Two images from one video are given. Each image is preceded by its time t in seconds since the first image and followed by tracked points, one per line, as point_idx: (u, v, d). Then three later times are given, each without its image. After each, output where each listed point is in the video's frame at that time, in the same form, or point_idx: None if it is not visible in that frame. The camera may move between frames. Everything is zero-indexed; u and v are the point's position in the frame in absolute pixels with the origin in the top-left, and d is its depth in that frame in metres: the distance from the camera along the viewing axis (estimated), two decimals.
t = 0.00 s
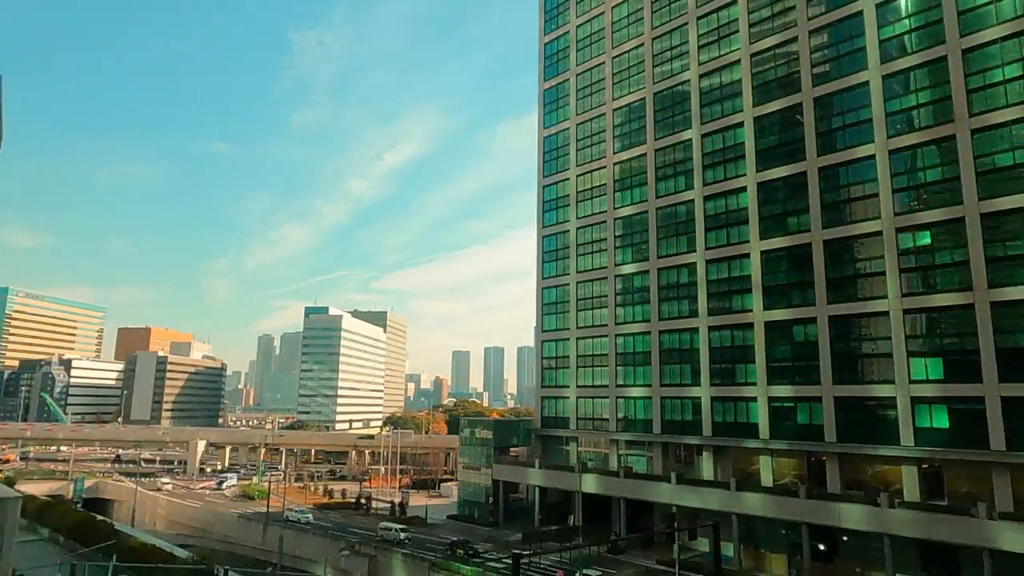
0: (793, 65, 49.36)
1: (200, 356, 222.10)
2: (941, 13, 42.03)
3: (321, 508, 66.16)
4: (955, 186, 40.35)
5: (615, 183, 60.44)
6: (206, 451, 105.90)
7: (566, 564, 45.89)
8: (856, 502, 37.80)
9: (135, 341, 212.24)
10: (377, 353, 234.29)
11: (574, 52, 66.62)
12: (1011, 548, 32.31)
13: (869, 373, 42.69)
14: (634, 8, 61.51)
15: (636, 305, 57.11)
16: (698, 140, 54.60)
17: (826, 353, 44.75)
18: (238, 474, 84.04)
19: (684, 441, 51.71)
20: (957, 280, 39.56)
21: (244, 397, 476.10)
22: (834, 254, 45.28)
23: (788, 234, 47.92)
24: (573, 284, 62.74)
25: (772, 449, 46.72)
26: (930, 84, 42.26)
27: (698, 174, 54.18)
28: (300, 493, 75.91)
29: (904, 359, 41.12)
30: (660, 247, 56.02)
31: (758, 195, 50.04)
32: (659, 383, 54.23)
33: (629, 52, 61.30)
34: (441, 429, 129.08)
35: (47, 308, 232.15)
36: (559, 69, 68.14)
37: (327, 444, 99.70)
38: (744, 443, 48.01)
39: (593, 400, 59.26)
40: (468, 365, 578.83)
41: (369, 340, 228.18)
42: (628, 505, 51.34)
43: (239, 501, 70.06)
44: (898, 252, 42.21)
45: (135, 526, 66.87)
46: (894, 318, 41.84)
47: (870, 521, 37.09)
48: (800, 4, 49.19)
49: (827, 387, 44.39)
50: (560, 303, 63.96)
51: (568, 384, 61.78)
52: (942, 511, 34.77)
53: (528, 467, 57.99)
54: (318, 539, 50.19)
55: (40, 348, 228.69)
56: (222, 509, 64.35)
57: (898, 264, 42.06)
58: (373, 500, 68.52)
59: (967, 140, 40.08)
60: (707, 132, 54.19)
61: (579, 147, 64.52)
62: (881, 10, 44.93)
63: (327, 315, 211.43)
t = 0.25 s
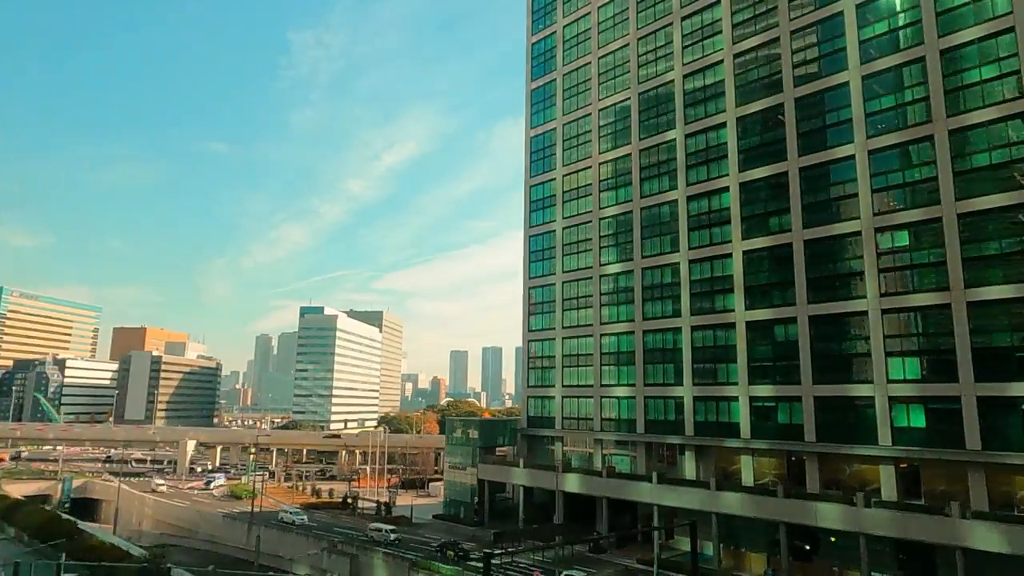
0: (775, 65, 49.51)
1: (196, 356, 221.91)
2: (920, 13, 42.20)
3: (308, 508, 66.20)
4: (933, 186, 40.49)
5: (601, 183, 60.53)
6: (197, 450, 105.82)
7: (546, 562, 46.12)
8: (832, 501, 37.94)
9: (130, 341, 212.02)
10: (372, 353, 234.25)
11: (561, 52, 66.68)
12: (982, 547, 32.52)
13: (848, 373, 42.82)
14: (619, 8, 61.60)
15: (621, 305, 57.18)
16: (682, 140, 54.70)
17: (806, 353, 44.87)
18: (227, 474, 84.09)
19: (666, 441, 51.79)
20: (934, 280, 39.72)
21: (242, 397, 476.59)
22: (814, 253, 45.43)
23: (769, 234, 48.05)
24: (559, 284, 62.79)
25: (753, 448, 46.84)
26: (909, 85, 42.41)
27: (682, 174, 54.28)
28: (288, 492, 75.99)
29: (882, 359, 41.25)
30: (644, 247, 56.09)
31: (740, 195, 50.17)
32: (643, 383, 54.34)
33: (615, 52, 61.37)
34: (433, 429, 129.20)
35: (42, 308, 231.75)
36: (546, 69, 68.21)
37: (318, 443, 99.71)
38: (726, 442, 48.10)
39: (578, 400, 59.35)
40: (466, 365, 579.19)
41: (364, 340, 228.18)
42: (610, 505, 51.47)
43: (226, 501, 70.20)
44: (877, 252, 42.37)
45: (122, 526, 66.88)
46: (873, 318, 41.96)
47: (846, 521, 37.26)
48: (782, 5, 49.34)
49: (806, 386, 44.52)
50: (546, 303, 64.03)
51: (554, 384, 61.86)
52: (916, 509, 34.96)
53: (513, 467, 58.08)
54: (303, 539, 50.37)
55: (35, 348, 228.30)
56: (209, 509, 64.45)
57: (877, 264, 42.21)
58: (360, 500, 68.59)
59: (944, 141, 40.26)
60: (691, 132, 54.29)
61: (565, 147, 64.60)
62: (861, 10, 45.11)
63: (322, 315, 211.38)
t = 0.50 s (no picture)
0: (757, 66, 49.67)
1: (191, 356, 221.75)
2: (898, 14, 42.37)
3: (295, 507, 66.23)
4: (910, 186, 40.66)
5: (586, 183, 60.63)
6: (188, 450, 105.75)
7: (527, 561, 46.22)
8: (808, 500, 38.14)
9: (125, 341, 211.80)
10: (368, 353, 234.21)
11: (548, 52, 66.77)
12: (954, 544, 32.72)
13: (827, 373, 42.97)
14: (605, 8, 61.71)
15: (605, 305, 57.28)
16: (666, 140, 54.82)
17: (786, 353, 45.01)
18: (216, 474, 84.11)
19: (649, 440, 51.92)
20: (911, 280, 39.88)
21: (239, 397, 476.30)
22: (795, 253, 45.59)
23: (751, 233, 48.19)
24: (545, 283, 62.88)
25: (734, 448, 46.97)
26: (888, 85, 42.57)
27: (666, 174, 54.38)
28: (277, 491, 76.01)
29: (860, 359, 41.41)
30: (628, 247, 56.19)
31: (722, 195, 50.31)
32: (626, 383, 54.45)
33: (601, 52, 61.46)
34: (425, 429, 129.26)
35: (37, 308, 231.39)
36: (533, 69, 68.30)
37: (309, 443, 99.73)
38: (707, 441, 48.22)
39: (563, 399, 59.44)
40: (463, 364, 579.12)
41: (359, 340, 228.13)
42: (593, 504, 51.60)
43: (214, 500, 70.23)
44: (856, 252, 42.53)
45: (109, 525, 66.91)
46: (852, 318, 42.11)
47: (822, 520, 37.46)
48: (764, 5, 49.50)
49: (787, 385, 44.64)
50: (532, 303, 64.12)
51: (540, 383, 61.96)
52: (890, 507, 35.16)
53: (498, 466, 58.17)
54: (286, 538, 50.40)
55: (30, 347, 228.20)
56: (195, 508, 64.50)
57: (855, 264, 42.38)
58: (347, 499, 68.62)
59: (922, 141, 40.41)
60: (675, 132, 54.41)
61: (552, 146, 64.70)
62: (841, 11, 45.29)
63: (317, 315, 211.29)
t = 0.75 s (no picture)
0: (739, 66, 49.77)
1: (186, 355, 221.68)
2: (878, 14, 42.49)
3: (282, 507, 66.32)
4: (889, 186, 40.79)
5: (572, 183, 60.70)
6: (179, 450, 105.71)
7: (509, 560, 46.31)
8: (785, 499, 38.23)
9: (120, 341, 211.69)
10: (363, 353, 234.26)
11: (535, 52, 66.82)
12: (927, 544, 32.89)
13: (807, 372, 43.07)
14: (591, 8, 61.79)
15: (590, 304, 57.36)
16: (650, 140, 54.91)
17: (767, 352, 45.12)
18: (206, 474, 84.08)
19: (632, 440, 52.01)
20: (889, 280, 40.01)
21: (236, 396, 476.00)
22: (776, 253, 45.70)
23: (733, 233, 48.29)
24: (531, 283, 62.95)
25: (715, 447, 47.08)
26: (867, 85, 42.69)
27: (650, 174, 54.47)
28: (265, 491, 76.01)
29: (839, 358, 41.53)
30: (613, 247, 56.28)
31: (705, 195, 50.42)
32: (610, 382, 54.56)
33: (586, 53, 61.56)
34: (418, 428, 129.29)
35: (32, 307, 231.16)
36: (520, 69, 68.34)
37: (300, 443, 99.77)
38: (689, 441, 48.32)
39: (548, 399, 59.52)
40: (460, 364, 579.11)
41: (355, 339, 228.15)
42: (576, 503, 51.71)
43: (201, 500, 70.26)
44: (836, 252, 42.66)
45: (96, 525, 66.94)
46: (831, 318, 42.24)
47: (798, 518, 37.54)
48: (746, 5, 49.60)
49: (767, 385, 44.75)
50: (519, 302, 64.20)
51: (526, 383, 62.04)
52: (865, 506, 35.26)
53: (483, 466, 58.27)
54: (268, 537, 50.46)
55: (25, 347, 228.00)
56: (181, 507, 64.52)
57: (835, 263, 42.50)
58: (334, 498, 68.67)
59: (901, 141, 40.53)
60: (658, 132, 54.50)
61: (538, 146, 64.75)
62: (822, 11, 45.40)
63: (312, 314, 211.24)
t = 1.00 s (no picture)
0: (722, 66, 49.85)
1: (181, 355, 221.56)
2: (857, 15, 42.58)
3: (269, 506, 66.38)
4: (867, 186, 40.90)
5: (558, 183, 60.77)
6: (170, 450, 105.68)
7: (490, 559, 46.41)
8: (761, 498, 38.38)
9: (115, 340, 211.56)
10: (359, 353, 234.26)
11: (522, 52, 66.89)
12: (899, 543, 33.05)
13: (786, 372, 43.18)
14: (577, 9, 61.90)
15: (575, 304, 57.42)
16: (634, 140, 54.98)
17: (747, 352, 45.22)
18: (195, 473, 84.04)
19: (616, 439, 52.08)
20: (867, 280, 40.12)
21: (233, 396, 475.83)
22: (756, 253, 45.80)
23: (715, 233, 48.37)
24: (517, 283, 63.01)
25: (696, 446, 47.17)
26: (846, 86, 42.79)
27: (634, 174, 54.55)
28: (253, 490, 75.96)
29: (818, 358, 41.65)
30: (597, 247, 56.37)
31: (688, 195, 50.50)
32: (595, 382, 54.66)
33: (572, 53, 61.66)
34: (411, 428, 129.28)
35: (27, 307, 231.00)
36: (508, 69, 68.40)
37: (290, 443, 99.78)
38: (670, 440, 48.43)
39: (534, 398, 59.57)
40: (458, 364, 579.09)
41: (351, 339, 228.12)
42: (560, 503, 51.78)
43: (189, 499, 70.26)
44: (815, 252, 42.76)
45: (83, 525, 66.97)
46: (810, 317, 42.35)
47: (774, 518, 37.68)
48: (729, 6, 49.69)
49: (747, 384, 44.86)
50: (505, 302, 64.26)
51: (512, 383, 62.09)
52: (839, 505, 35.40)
53: (468, 465, 58.35)
54: (251, 536, 50.55)
55: (21, 347, 227.88)
56: (168, 507, 64.53)
57: (814, 263, 42.61)
58: (321, 498, 68.66)
59: (879, 141, 40.65)
60: (643, 132, 54.57)
61: (525, 146, 64.82)
62: (802, 11, 45.50)
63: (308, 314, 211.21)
